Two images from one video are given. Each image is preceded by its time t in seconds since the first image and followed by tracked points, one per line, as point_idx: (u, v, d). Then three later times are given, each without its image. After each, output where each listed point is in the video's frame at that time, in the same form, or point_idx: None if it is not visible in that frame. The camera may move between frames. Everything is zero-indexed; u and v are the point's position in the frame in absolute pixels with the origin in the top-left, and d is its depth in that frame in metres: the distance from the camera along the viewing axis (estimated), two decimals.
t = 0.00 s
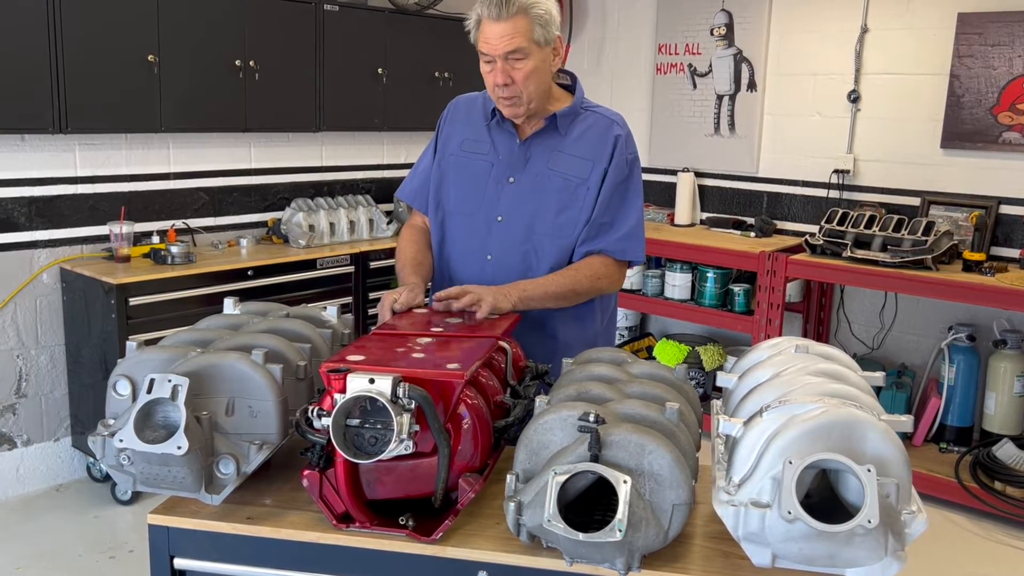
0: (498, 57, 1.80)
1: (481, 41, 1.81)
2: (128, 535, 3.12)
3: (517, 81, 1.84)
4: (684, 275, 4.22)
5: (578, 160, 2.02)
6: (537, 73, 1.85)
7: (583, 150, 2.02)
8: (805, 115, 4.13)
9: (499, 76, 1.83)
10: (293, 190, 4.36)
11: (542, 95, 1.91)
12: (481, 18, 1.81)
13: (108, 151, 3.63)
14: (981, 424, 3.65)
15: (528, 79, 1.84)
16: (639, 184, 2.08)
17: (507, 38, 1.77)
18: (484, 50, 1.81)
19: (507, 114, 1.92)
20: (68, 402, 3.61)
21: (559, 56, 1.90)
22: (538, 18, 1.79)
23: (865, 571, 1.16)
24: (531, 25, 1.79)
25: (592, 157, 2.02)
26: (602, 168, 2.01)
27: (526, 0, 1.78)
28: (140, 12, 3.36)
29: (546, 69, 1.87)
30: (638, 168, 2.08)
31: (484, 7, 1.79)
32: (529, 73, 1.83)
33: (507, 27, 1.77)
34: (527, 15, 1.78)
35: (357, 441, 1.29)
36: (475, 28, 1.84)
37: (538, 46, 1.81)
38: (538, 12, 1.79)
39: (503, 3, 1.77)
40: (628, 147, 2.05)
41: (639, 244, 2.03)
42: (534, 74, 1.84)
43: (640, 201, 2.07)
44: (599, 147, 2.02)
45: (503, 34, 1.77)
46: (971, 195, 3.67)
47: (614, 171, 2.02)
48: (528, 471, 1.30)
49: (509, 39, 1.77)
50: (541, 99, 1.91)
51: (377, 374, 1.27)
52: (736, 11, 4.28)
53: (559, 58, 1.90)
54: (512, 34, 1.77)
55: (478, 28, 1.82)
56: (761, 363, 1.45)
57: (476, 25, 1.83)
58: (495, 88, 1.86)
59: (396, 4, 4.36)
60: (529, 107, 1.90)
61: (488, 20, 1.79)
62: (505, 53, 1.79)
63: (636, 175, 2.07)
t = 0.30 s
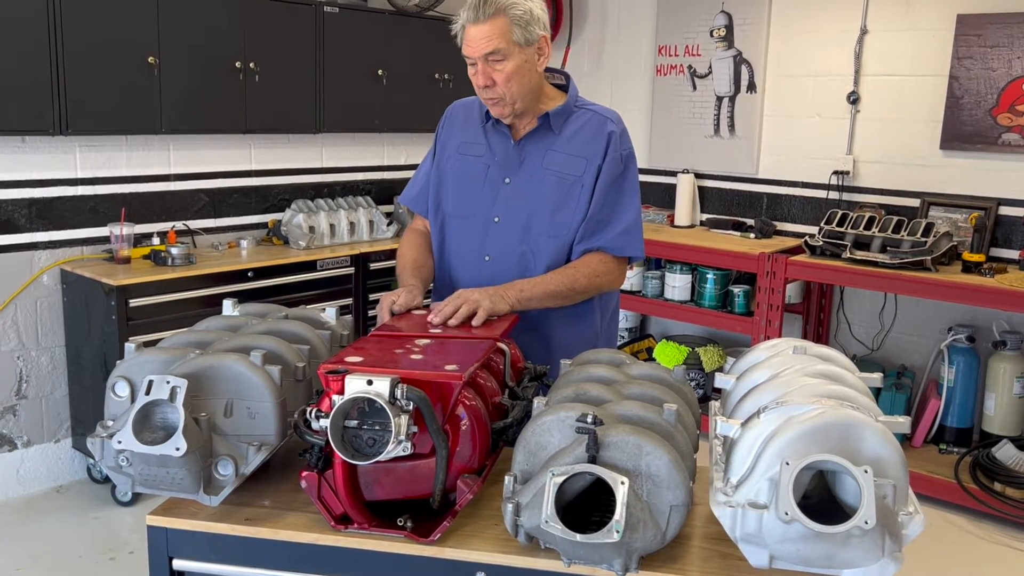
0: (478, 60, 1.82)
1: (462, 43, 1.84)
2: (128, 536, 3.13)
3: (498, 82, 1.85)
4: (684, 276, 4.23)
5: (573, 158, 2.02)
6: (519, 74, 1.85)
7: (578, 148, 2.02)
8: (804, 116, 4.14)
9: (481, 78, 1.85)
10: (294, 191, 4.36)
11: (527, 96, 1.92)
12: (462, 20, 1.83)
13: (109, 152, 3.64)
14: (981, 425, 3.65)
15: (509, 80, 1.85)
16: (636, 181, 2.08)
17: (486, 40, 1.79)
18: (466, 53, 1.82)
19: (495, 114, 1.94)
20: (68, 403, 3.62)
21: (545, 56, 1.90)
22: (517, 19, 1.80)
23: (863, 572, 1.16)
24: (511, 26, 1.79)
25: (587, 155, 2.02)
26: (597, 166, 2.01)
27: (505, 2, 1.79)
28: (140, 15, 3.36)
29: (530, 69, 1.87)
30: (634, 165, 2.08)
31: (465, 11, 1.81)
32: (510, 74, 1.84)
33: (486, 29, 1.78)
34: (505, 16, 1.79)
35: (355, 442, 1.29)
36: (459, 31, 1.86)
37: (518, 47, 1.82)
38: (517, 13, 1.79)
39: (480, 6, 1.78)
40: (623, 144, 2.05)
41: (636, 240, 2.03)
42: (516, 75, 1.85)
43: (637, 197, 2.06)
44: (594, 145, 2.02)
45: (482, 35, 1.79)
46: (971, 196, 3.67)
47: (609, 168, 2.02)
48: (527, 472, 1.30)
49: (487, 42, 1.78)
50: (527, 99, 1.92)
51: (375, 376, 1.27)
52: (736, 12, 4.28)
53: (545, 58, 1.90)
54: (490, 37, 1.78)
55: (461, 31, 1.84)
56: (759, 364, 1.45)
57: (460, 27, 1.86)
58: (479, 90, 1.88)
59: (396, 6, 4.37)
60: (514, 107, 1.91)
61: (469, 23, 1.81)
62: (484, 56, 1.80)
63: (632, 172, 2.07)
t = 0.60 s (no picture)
0: (493, 60, 1.81)
1: (473, 46, 1.83)
2: (129, 538, 3.13)
3: (514, 81, 1.85)
4: (684, 278, 4.23)
5: (571, 159, 2.03)
6: (531, 73, 1.87)
7: (576, 149, 2.03)
8: (804, 118, 4.14)
9: (496, 79, 1.84)
10: (295, 194, 4.37)
11: (535, 96, 1.93)
12: (470, 24, 1.83)
13: (111, 155, 3.65)
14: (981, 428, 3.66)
15: (524, 80, 1.86)
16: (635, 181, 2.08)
17: (501, 41, 1.79)
18: (479, 55, 1.82)
19: (505, 117, 1.93)
20: (70, 405, 3.62)
21: (549, 55, 1.93)
22: (528, 19, 1.81)
23: (860, 574, 1.16)
24: (523, 26, 1.81)
25: (586, 156, 2.02)
26: (595, 166, 2.02)
27: (515, 2, 1.80)
28: (142, 18, 3.37)
29: (539, 68, 1.89)
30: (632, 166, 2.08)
31: (474, 14, 1.80)
32: (524, 73, 1.85)
33: (500, 29, 1.79)
34: (517, 16, 1.80)
35: (355, 444, 1.30)
36: (466, 34, 1.85)
37: (531, 45, 1.83)
38: (529, 12, 1.81)
39: (493, 7, 1.78)
40: (621, 145, 2.06)
41: (637, 238, 2.03)
42: (529, 74, 1.86)
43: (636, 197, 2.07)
44: (592, 146, 2.03)
45: (497, 36, 1.79)
46: (971, 198, 3.68)
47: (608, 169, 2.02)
48: (527, 475, 1.30)
49: (503, 42, 1.79)
50: (536, 99, 1.93)
51: (375, 378, 1.28)
52: (736, 15, 4.28)
53: (549, 57, 1.93)
54: (505, 36, 1.79)
55: (470, 34, 1.83)
56: (757, 367, 1.46)
57: (465, 30, 1.85)
58: (491, 92, 1.87)
59: (397, 8, 4.37)
60: (525, 107, 1.92)
61: (480, 25, 1.80)
62: (500, 56, 1.80)
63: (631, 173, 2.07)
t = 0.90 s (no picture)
0: (517, 67, 1.83)
1: (494, 52, 1.83)
2: (132, 539, 3.15)
3: (534, 89, 1.87)
4: (685, 281, 4.23)
5: (576, 169, 2.04)
6: (548, 81, 1.89)
7: (580, 159, 2.04)
8: (806, 121, 4.15)
9: (518, 86, 1.85)
10: (297, 197, 4.39)
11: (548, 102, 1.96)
12: (491, 30, 1.83)
13: (114, 158, 3.67)
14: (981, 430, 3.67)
15: (543, 87, 1.88)
16: (640, 193, 2.10)
17: (524, 48, 1.81)
18: (501, 61, 1.82)
19: (520, 124, 1.94)
20: (73, 407, 3.64)
21: (560, 64, 1.96)
22: (548, 27, 1.83)
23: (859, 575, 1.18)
24: (544, 34, 1.83)
25: (591, 166, 2.04)
26: (600, 176, 2.03)
27: (536, 10, 1.81)
28: (145, 22, 3.39)
29: (554, 77, 1.92)
30: (637, 176, 2.10)
31: (495, 21, 1.81)
32: (543, 81, 1.87)
33: (523, 37, 1.80)
34: (539, 23, 1.82)
35: (358, 447, 1.31)
36: (484, 41, 1.85)
37: (550, 52, 1.86)
38: (549, 20, 1.83)
39: (516, 15, 1.80)
40: (626, 156, 2.07)
41: (643, 251, 2.05)
42: (547, 82, 1.89)
43: (640, 209, 2.09)
44: (597, 155, 2.04)
45: (520, 43, 1.80)
46: (971, 201, 3.69)
47: (613, 180, 2.04)
48: (528, 477, 1.32)
49: (526, 49, 1.81)
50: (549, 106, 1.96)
51: (378, 381, 1.29)
52: (737, 18, 4.30)
53: (560, 65, 1.95)
54: (528, 44, 1.81)
55: (489, 41, 1.84)
56: (756, 370, 1.47)
57: (484, 36, 1.85)
58: (511, 100, 1.88)
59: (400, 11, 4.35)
60: (540, 115, 1.94)
61: (502, 32, 1.81)
62: (524, 63, 1.82)
63: (635, 184, 2.09)
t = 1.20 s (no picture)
0: (524, 76, 1.84)
1: (501, 60, 1.85)
2: (135, 540, 3.16)
3: (541, 99, 1.88)
4: (686, 284, 4.23)
5: (582, 178, 2.06)
6: (555, 92, 1.91)
7: (587, 168, 2.06)
8: (807, 124, 4.17)
9: (524, 95, 1.87)
10: (300, 199, 4.41)
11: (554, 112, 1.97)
12: (500, 38, 1.84)
13: (118, 161, 3.69)
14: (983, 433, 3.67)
15: (549, 98, 1.89)
16: (644, 203, 2.12)
17: (532, 58, 1.82)
18: (508, 69, 1.84)
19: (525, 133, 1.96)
20: (77, 409, 3.66)
21: (569, 75, 1.97)
22: (557, 38, 1.85)
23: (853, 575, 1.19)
24: (552, 44, 1.84)
25: (597, 175, 2.06)
26: (606, 186, 2.06)
27: (546, 21, 1.83)
28: (149, 26, 3.41)
29: (562, 87, 1.93)
30: (642, 186, 2.12)
31: (505, 29, 1.83)
32: (550, 91, 1.89)
33: (531, 47, 1.82)
34: (548, 34, 1.83)
35: (358, 448, 1.32)
36: (493, 49, 1.87)
37: (558, 63, 1.87)
38: (558, 31, 1.84)
39: (525, 24, 1.81)
40: (632, 166, 2.09)
41: (647, 262, 2.08)
42: (554, 93, 1.90)
43: (645, 219, 2.11)
44: (603, 165, 2.06)
45: (528, 53, 1.82)
46: (972, 204, 3.70)
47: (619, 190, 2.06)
48: (526, 478, 1.33)
49: (534, 59, 1.82)
50: (555, 116, 1.97)
51: (377, 384, 1.30)
52: (739, 21, 4.31)
53: (569, 76, 1.97)
54: (536, 54, 1.82)
55: (497, 49, 1.85)
56: (754, 373, 1.48)
57: (493, 44, 1.87)
58: (517, 108, 1.90)
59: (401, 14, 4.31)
60: (546, 124, 1.95)
61: (510, 41, 1.83)
62: (531, 73, 1.84)
63: (640, 194, 2.11)
